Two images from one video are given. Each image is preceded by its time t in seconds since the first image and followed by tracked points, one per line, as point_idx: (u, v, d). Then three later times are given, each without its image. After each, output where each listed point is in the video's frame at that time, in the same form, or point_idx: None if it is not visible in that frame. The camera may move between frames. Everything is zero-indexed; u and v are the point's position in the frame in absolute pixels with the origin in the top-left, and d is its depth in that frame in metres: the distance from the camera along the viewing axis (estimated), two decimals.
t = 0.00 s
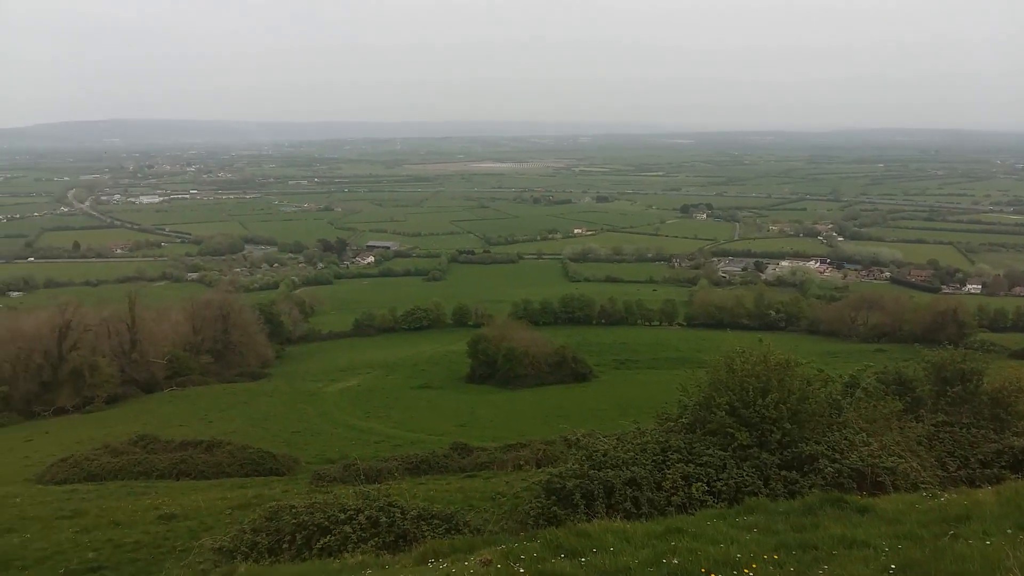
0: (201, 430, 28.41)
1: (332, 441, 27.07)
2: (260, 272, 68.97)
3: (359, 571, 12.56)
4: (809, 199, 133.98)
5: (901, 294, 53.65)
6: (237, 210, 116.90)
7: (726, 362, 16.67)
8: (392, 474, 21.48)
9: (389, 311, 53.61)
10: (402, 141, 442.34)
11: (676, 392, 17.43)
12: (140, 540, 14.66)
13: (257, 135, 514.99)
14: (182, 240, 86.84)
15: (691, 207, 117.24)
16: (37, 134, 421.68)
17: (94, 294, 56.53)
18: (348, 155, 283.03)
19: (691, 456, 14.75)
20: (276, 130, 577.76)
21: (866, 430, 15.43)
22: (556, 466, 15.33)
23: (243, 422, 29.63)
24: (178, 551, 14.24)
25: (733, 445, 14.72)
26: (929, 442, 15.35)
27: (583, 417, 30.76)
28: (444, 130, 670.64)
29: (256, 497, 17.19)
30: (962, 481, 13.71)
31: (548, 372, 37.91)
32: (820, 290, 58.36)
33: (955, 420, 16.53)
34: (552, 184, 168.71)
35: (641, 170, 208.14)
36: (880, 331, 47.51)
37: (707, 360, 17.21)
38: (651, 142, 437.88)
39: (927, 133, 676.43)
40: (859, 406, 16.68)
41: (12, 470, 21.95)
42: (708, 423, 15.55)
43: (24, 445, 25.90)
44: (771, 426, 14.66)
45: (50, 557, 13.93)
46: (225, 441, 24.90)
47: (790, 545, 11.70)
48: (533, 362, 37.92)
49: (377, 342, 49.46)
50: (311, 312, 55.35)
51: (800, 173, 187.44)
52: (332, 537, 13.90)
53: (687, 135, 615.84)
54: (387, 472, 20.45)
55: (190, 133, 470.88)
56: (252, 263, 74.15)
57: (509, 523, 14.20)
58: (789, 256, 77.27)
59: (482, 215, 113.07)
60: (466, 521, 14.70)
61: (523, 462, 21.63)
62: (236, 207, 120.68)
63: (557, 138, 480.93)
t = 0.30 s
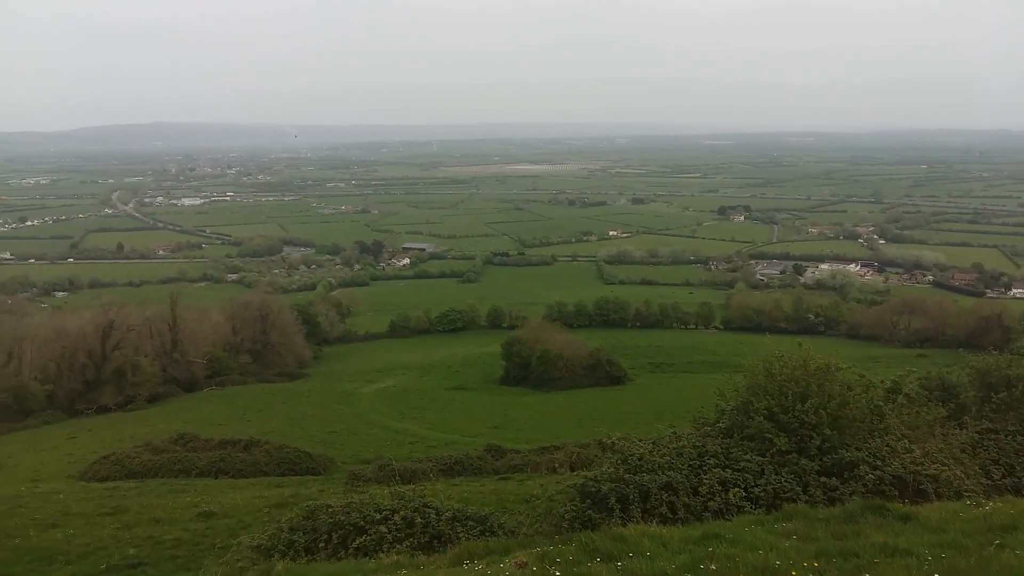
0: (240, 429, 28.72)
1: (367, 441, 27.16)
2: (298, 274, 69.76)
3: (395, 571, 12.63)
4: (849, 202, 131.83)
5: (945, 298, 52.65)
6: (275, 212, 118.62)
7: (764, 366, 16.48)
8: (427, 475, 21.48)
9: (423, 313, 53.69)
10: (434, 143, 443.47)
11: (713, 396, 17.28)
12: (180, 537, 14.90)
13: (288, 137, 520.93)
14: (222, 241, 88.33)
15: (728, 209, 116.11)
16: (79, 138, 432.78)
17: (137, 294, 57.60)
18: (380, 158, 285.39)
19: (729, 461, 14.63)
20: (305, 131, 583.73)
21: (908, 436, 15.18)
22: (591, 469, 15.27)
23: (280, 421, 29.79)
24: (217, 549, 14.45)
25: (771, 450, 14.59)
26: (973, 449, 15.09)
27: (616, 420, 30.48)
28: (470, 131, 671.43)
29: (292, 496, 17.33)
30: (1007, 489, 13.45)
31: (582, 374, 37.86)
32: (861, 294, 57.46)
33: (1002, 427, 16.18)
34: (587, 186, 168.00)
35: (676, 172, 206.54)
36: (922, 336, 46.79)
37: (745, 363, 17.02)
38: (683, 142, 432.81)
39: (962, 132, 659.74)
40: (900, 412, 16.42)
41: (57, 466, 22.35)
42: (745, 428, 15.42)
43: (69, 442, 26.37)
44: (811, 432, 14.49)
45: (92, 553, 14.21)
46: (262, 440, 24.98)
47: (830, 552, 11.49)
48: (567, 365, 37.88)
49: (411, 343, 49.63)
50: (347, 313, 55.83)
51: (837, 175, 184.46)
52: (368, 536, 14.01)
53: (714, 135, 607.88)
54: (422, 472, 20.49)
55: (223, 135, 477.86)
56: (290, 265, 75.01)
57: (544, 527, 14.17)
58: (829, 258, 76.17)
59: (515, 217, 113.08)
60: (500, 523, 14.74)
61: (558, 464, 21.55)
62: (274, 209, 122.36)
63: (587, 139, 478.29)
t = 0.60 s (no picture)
0: (286, 425, 28.87)
1: (410, 438, 27.04)
2: (341, 274, 70.26)
3: (439, 569, 12.72)
4: (899, 201, 128.37)
5: (1002, 300, 51.04)
6: (319, 211, 120.21)
7: (812, 368, 16.26)
8: (469, 473, 21.31)
9: (464, 313, 53.36)
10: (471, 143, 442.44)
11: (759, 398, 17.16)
12: (227, 531, 15.19)
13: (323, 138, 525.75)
14: (268, 241, 89.56)
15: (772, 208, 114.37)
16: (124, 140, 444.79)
17: (186, 293, 58.98)
18: (418, 158, 287.14)
19: (774, 465, 14.52)
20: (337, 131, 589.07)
21: (961, 441, 14.85)
22: (635, 470, 15.27)
23: (326, 419, 29.99)
24: (264, 543, 14.70)
25: (818, 453, 14.45)
26: None
27: (660, 420, 29.87)
28: (501, 130, 669.09)
29: (336, 493, 17.54)
30: None
31: (625, 375, 37.52)
32: (911, 295, 56.15)
33: None
34: (629, 186, 166.05)
35: (718, 171, 203.24)
36: (973, 338, 45.63)
37: (792, 365, 16.85)
38: (725, 142, 424.60)
39: (1006, 129, 638.18)
40: (953, 416, 16.07)
41: (110, 460, 22.81)
42: (792, 431, 15.27)
43: (123, 437, 26.91)
44: (860, 436, 14.28)
45: (143, 546, 14.58)
46: (307, 437, 25.03)
47: (881, 558, 11.24)
48: (609, 366, 37.56)
49: (453, 343, 49.46)
50: (390, 312, 56.02)
51: (884, 174, 179.79)
52: (412, 533, 14.15)
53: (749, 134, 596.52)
54: (465, 469, 20.37)
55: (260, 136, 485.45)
56: (335, 265, 75.67)
57: (588, 527, 14.19)
58: (877, 259, 74.49)
59: (556, 217, 112.24)
60: (543, 522, 14.81)
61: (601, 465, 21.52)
62: (319, 210, 123.55)
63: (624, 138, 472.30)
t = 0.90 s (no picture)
0: (332, 422, 28.10)
1: (453, 437, 26.25)
2: (388, 272, 69.50)
3: (483, 567, 12.78)
4: (960, 204, 123.00)
5: None
6: (367, 212, 119.10)
7: (866, 373, 15.93)
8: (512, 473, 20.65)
9: (508, 312, 51.19)
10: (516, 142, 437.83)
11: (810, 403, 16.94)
12: (276, 523, 15.52)
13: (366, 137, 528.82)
14: (317, 240, 89.56)
15: (824, 209, 111.13)
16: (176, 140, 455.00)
17: (238, 289, 59.76)
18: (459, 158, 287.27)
19: (825, 471, 14.29)
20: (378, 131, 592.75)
21: (1021, 451, 14.42)
22: (681, 474, 15.17)
23: (370, 416, 29.06)
24: (311, 537, 14.99)
25: (871, 461, 14.19)
26: None
27: (708, 423, 28.82)
28: (541, 130, 661.53)
29: (382, 489, 17.72)
30: None
31: (670, 377, 35.75)
32: (967, 299, 54.43)
33: None
34: (677, 186, 162.51)
35: (768, 172, 197.84)
36: None
37: (844, 369, 16.55)
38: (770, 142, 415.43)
39: None
40: (1013, 425, 15.58)
41: (163, 452, 23.13)
42: (844, 437, 15.03)
43: (175, 431, 27.17)
44: (915, 443, 13.97)
45: (193, 537, 14.92)
46: (352, 433, 24.61)
47: (937, 568, 10.89)
48: (654, 368, 35.77)
49: (497, 343, 47.09)
50: (436, 311, 54.44)
51: (942, 176, 172.80)
52: (456, 531, 14.26)
53: (793, 134, 578.01)
54: (510, 466, 20.04)
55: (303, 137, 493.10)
56: (381, 263, 74.23)
57: (633, 530, 14.14)
58: (932, 263, 71.91)
59: (603, 217, 110.26)
60: (587, 524, 14.82)
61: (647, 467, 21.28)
62: (367, 208, 123.84)
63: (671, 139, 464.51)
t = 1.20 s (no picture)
0: (381, 418, 27.73)
1: (499, 436, 25.74)
2: (437, 271, 68.79)
3: (531, 567, 12.81)
4: None
5: None
6: (417, 211, 119.31)
7: (925, 380, 15.66)
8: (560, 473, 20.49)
9: (555, 313, 50.00)
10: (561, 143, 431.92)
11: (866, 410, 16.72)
12: (326, 518, 15.76)
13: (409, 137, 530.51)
14: (367, 240, 89.54)
15: (881, 212, 107.07)
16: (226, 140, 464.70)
17: (291, 287, 60.22)
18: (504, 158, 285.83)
19: (881, 479, 14.03)
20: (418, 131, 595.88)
21: None
22: (732, 480, 15.04)
23: (419, 413, 28.77)
24: (360, 532, 15.21)
25: (929, 469, 13.91)
26: None
27: (758, 427, 27.96)
28: (577, 130, 657.58)
29: (429, 486, 17.83)
30: None
31: (720, 382, 34.38)
32: None
33: None
34: (730, 187, 158.48)
35: (821, 173, 191.97)
36: None
37: (902, 376, 16.29)
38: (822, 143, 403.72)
39: None
40: None
41: (217, 445, 23.41)
42: (900, 445, 14.79)
43: (228, 425, 27.46)
44: (975, 453, 13.69)
45: (246, 529, 15.24)
46: (400, 431, 24.47)
47: None
48: (703, 372, 34.52)
49: (544, 344, 45.93)
50: (483, 311, 53.27)
51: (1008, 178, 164.47)
52: (504, 530, 14.34)
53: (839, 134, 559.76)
54: (558, 466, 19.83)
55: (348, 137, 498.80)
56: (431, 262, 73.88)
57: (681, 535, 14.06)
58: (995, 268, 68.48)
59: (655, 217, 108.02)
60: (635, 527, 14.80)
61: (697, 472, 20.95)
62: (418, 208, 123.71)
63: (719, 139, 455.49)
